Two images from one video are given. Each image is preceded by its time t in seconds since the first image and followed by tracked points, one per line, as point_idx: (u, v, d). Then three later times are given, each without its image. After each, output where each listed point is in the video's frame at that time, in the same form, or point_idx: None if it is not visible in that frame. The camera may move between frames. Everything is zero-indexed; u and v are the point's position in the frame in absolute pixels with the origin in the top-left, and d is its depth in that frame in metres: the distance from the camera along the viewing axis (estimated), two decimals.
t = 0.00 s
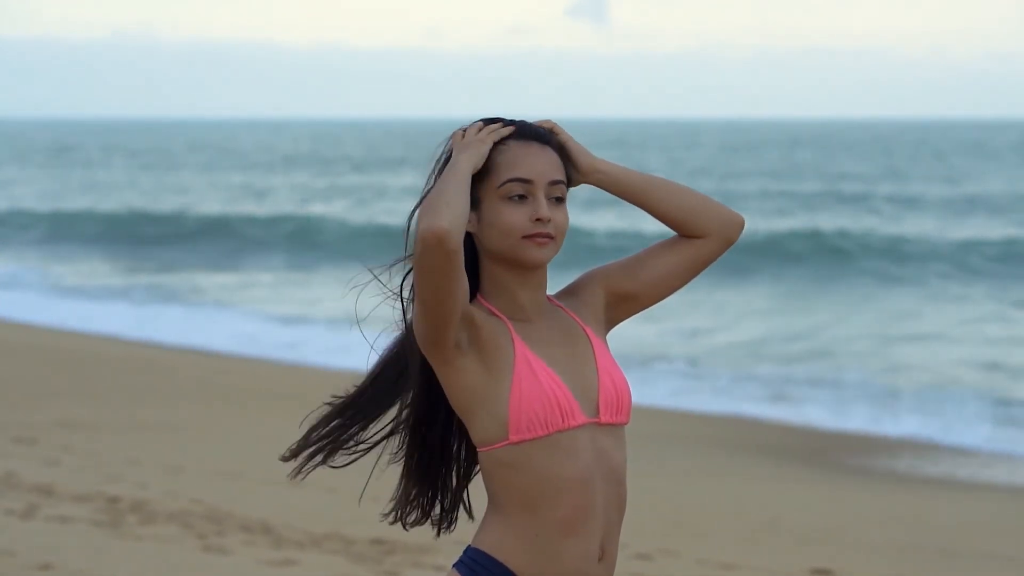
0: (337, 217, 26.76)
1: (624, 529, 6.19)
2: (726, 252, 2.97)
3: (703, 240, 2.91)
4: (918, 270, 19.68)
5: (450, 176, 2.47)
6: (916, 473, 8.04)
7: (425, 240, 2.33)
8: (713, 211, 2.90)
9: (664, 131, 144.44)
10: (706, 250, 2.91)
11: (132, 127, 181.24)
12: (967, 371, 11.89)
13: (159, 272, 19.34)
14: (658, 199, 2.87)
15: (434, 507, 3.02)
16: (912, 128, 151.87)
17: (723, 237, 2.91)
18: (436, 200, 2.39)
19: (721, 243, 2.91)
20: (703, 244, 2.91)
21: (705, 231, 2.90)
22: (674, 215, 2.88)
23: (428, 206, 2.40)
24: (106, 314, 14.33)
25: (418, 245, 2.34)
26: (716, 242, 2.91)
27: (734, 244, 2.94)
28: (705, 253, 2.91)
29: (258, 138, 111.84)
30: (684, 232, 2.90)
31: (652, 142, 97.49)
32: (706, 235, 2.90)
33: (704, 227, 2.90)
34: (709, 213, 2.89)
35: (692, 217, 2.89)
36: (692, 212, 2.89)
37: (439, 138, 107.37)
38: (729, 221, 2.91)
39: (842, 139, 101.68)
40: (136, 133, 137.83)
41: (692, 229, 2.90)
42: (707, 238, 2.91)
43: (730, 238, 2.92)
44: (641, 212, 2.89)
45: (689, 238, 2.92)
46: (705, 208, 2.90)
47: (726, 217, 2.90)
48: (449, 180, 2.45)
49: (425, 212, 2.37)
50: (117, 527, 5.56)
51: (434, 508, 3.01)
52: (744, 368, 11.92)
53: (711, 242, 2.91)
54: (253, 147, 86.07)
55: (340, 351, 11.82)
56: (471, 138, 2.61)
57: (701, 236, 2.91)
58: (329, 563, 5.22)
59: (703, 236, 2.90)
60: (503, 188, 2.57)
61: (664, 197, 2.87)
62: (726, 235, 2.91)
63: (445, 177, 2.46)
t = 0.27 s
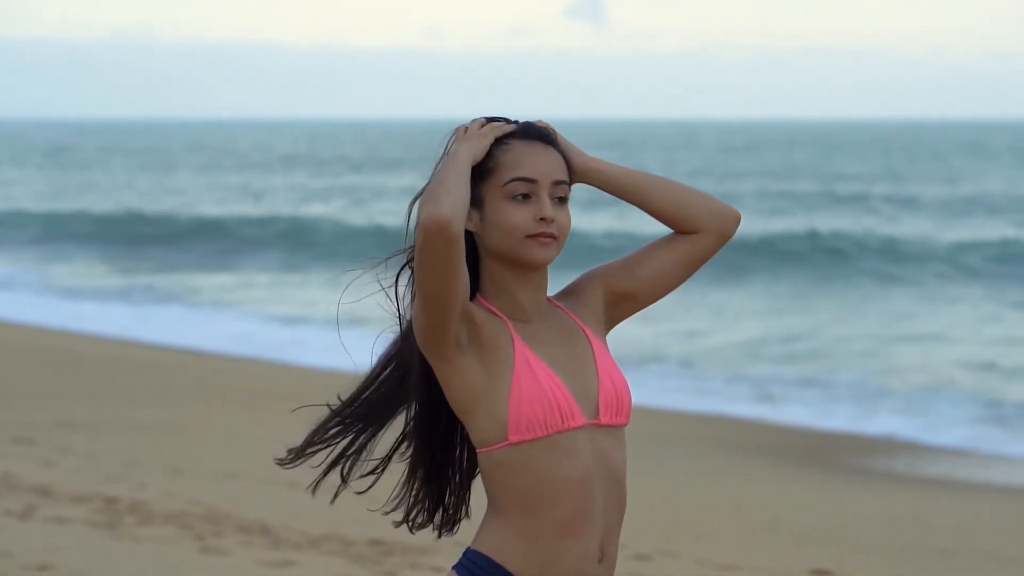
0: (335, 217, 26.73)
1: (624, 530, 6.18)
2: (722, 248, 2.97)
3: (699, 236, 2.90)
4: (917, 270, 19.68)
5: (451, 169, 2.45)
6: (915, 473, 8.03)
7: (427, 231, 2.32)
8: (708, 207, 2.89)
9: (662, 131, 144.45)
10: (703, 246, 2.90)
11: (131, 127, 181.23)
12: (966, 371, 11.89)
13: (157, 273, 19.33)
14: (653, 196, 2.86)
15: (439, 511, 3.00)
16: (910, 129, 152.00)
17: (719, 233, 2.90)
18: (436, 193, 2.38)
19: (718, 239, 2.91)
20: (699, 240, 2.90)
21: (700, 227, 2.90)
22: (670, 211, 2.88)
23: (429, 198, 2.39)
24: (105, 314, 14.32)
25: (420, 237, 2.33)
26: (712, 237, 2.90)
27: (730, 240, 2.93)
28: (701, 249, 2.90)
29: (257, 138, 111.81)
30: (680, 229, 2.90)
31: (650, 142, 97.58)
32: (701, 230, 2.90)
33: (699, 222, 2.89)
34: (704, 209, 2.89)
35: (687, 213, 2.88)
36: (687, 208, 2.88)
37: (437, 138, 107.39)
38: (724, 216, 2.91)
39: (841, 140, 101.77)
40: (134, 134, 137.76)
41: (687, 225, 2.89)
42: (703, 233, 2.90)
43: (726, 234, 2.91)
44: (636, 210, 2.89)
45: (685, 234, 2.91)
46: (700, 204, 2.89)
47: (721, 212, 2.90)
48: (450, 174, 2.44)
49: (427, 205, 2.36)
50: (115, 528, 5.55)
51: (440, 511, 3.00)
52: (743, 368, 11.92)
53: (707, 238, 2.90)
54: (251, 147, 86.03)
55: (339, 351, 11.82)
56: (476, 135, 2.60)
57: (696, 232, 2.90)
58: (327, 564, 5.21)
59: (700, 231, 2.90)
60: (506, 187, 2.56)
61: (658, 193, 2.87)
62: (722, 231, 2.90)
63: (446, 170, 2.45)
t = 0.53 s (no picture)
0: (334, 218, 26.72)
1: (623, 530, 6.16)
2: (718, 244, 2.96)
3: (694, 231, 2.90)
4: (914, 270, 19.70)
5: (452, 162, 2.44)
6: (914, 473, 8.03)
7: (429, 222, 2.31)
8: (702, 201, 2.90)
9: (661, 131, 144.57)
10: (699, 240, 2.89)
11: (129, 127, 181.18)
12: (963, 372, 11.90)
13: (156, 273, 19.32)
14: (649, 192, 2.86)
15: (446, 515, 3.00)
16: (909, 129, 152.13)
17: (716, 229, 2.90)
18: (437, 183, 2.37)
19: (713, 234, 2.90)
20: (694, 234, 2.89)
21: (696, 222, 2.89)
22: (665, 207, 2.88)
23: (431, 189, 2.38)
24: (103, 314, 14.31)
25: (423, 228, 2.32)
26: (708, 232, 2.90)
27: (726, 236, 2.93)
28: (697, 244, 2.90)
29: (256, 138, 111.72)
30: (674, 225, 2.89)
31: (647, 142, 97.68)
32: (697, 225, 2.89)
33: (694, 217, 2.89)
34: (698, 203, 2.89)
35: (683, 208, 2.88)
36: (682, 202, 2.88)
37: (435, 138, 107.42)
38: (719, 210, 2.90)
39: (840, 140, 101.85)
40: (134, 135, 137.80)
41: (681, 220, 2.89)
42: (698, 229, 2.90)
43: (722, 229, 2.91)
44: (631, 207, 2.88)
45: (680, 230, 2.91)
46: (694, 200, 2.89)
47: (717, 207, 2.90)
48: (452, 166, 2.43)
49: (428, 194, 2.35)
50: (113, 528, 5.53)
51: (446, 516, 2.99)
52: (742, 368, 11.92)
53: (703, 233, 2.90)
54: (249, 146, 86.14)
55: (337, 351, 11.82)
56: (480, 133, 2.59)
57: (691, 228, 2.90)
58: (326, 564, 5.20)
59: (696, 227, 2.89)
60: (509, 186, 2.55)
61: (653, 190, 2.87)
62: (718, 226, 2.90)
63: (446, 161, 2.44)
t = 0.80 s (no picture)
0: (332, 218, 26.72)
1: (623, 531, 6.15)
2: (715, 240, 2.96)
3: (691, 226, 2.90)
4: (913, 270, 19.70)
5: (453, 155, 2.43)
6: (913, 473, 8.03)
7: (430, 210, 2.31)
8: (699, 197, 2.89)
9: (660, 131, 144.72)
10: (696, 237, 2.89)
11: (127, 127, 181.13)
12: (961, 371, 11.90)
13: (154, 273, 19.32)
14: (646, 188, 2.86)
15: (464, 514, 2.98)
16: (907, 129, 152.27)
17: (713, 224, 2.90)
18: (437, 174, 2.36)
19: (710, 229, 2.90)
20: (691, 229, 2.89)
21: (693, 217, 2.89)
22: (661, 203, 2.87)
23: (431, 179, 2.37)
24: (100, 314, 14.29)
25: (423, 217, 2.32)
26: (705, 227, 2.89)
27: (723, 231, 2.92)
28: (695, 239, 2.89)
29: (254, 138, 111.78)
30: (671, 221, 2.89)
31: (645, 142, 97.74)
32: (693, 220, 2.89)
33: (691, 212, 2.89)
34: (695, 198, 2.89)
35: (679, 204, 2.88)
36: (679, 197, 2.88)
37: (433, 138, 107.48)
38: (716, 206, 2.90)
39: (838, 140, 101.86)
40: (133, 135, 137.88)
41: (678, 216, 2.89)
42: (694, 224, 2.89)
43: (719, 224, 2.90)
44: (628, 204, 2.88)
45: (677, 226, 2.91)
46: (691, 195, 2.89)
47: (713, 203, 2.89)
48: (454, 159, 2.41)
49: (430, 186, 2.34)
50: (111, 528, 5.52)
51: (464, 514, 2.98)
52: (740, 368, 11.92)
53: (700, 228, 2.90)
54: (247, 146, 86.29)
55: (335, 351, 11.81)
56: (484, 131, 2.59)
57: (688, 223, 2.90)
58: (324, 564, 5.18)
59: (692, 222, 2.89)
60: (512, 185, 2.54)
61: (650, 185, 2.87)
62: (714, 221, 2.90)
63: (448, 153, 2.43)
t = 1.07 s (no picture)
0: (330, 218, 26.71)
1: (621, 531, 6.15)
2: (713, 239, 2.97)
3: (688, 225, 2.91)
4: (909, 271, 19.72)
5: (454, 149, 2.44)
6: (910, 473, 8.04)
7: (431, 201, 2.31)
8: (696, 196, 2.91)
9: (657, 131, 144.82)
10: (694, 235, 2.90)
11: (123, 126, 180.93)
12: (958, 372, 11.92)
13: (151, 273, 19.30)
14: (643, 187, 2.87)
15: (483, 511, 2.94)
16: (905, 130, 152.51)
17: (710, 222, 2.91)
18: (439, 165, 2.37)
19: (707, 228, 2.91)
20: (689, 228, 2.90)
21: (690, 216, 2.90)
22: (657, 203, 2.89)
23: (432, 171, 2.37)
24: (96, 314, 14.29)
25: (425, 207, 2.32)
26: (702, 226, 2.91)
27: (721, 230, 2.93)
28: (693, 239, 2.90)
29: (250, 138, 111.73)
30: (669, 220, 2.90)
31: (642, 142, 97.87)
32: (691, 219, 2.91)
33: (688, 211, 2.90)
34: (693, 197, 2.90)
35: (677, 204, 2.89)
36: (676, 196, 2.89)
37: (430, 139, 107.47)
38: (714, 204, 2.91)
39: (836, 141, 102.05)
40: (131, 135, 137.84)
41: (676, 215, 2.90)
42: (691, 222, 2.91)
43: (716, 223, 2.92)
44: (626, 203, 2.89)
45: (674, 225, 2.92)
46: (688, 194, 2.91)
47: (712, 202, 2.91)
48: (456, 153, 2.42)
49: (431, 178, 2.34)
50: (109, 529, 5.52)
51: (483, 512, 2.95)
52: (737, 368, 11.93)
53: (697, 227, 2.91)
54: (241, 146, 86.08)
55: (332, 352, 11.80)
56: (487, 128, 2.59)
57: (685, 222, 2.91)
58: (322, 564, 5.19)
59: (689, 220, 2.90)
60: (514, 184, 2.54)
61: (647, 184, 2.89)
62: (713, 220, 2.91)
63: (449, 147, 2.43)
